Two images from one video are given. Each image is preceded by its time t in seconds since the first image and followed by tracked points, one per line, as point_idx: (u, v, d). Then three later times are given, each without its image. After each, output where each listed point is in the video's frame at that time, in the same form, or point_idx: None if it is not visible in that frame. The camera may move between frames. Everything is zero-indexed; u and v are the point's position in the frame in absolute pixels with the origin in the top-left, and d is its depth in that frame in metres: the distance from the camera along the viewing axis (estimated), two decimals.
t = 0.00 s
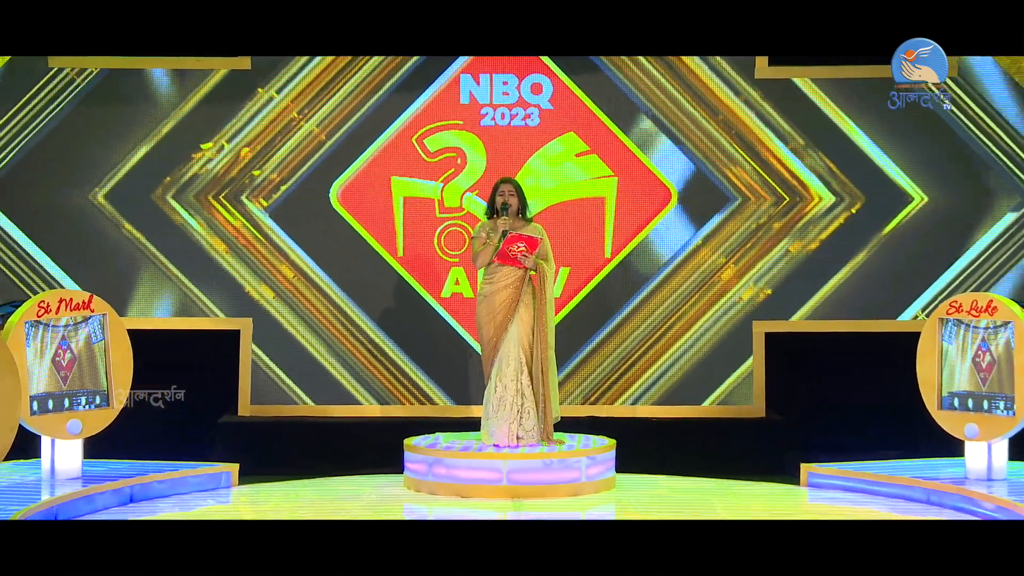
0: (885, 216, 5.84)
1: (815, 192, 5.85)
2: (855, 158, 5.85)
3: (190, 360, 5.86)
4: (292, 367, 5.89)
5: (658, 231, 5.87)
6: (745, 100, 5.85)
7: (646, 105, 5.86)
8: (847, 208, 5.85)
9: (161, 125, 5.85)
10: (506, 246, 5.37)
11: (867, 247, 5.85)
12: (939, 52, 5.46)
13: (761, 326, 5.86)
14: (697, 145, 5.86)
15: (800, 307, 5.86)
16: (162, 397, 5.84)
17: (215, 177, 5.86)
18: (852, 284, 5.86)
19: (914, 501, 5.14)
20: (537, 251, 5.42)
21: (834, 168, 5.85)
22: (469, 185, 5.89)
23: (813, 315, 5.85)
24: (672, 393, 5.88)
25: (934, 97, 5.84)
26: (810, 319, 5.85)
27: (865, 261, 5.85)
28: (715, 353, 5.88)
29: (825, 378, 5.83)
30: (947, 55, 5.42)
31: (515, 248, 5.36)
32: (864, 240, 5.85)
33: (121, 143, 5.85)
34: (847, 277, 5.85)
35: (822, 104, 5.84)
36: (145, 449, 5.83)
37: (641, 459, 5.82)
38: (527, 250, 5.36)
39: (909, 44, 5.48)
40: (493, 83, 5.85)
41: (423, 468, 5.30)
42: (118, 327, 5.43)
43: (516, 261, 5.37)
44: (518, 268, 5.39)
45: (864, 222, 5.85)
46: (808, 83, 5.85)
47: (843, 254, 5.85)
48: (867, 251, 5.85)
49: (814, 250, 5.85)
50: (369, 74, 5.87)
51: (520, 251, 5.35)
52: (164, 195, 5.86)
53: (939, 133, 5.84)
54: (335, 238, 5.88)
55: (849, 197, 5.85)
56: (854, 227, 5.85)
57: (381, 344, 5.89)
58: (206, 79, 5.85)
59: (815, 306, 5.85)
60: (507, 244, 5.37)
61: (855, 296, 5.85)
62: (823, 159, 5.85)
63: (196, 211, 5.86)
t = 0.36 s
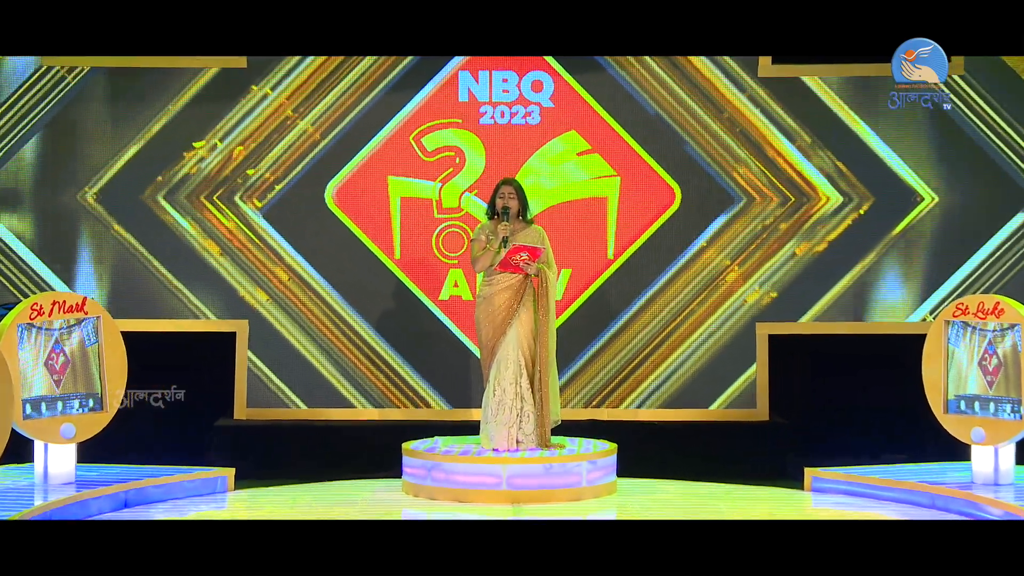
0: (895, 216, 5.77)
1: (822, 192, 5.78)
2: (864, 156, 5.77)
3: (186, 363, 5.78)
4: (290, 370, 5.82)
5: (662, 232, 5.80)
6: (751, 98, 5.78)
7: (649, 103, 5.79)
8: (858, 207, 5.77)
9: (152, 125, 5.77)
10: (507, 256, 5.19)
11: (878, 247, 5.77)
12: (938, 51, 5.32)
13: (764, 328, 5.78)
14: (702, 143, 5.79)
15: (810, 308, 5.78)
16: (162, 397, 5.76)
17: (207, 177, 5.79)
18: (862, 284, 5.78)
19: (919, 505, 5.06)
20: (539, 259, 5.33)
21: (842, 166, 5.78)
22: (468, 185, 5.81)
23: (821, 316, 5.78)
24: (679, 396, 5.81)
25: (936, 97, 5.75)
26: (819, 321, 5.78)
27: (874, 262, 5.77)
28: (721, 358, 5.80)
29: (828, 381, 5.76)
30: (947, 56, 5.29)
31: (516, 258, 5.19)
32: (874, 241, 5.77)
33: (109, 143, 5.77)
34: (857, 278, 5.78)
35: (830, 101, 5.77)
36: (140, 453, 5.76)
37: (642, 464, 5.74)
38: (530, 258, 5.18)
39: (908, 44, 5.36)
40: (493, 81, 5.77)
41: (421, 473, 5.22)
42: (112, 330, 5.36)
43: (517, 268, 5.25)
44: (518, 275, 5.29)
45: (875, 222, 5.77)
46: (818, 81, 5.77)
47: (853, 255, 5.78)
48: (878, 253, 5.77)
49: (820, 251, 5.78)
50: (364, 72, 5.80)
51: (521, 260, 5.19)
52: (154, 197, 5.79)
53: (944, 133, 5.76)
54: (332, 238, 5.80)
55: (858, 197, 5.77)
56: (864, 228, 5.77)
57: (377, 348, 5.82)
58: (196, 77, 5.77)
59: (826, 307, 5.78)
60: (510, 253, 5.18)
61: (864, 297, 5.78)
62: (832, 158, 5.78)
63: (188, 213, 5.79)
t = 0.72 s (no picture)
0: (905, 217, 5.69)
1: (828, 192, 5.69)
2: (873, 156, 5.69)
3: (182, 367, 5.70)
4: (286, 374, 5.73)
5: (664, 234, 5.72)
6: (756, 97, 5.70)
7: (653, 103, 5.71)
8: (865, 208, 5.69)
9: (142, 125, 5.69)
10: (507, 256, 5.21)
11: (885, 248, 5.69)
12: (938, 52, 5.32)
13: (768, 330, 5.70)
14: (706, 143, 5.71)
15: (816, 310, 5.70)
16: (162, 397, 5.69)
17: (200, 178, 5.71)
18: (869, 286, 5.70)
19: (926, 511, 4.97)
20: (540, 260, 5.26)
21: (849, 166, 5.69)
22: (467, 185, 5.73)
23: (828, 318, 5.70)
24: (683, 400, 5.72)
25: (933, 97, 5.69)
26: (825, 323, 5.69)
27: (882, 264, 5.69)
28: (725, 361, 5.72)
29: (833, 385, 5.68)
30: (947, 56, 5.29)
31: (517, 259, 5.19)
32: (882, 243, 5.69)
33: (100, 143, 5.69)
34: (864, 281, 5.70)
35: (837, 100, 5.69)
36: (136, 458, 5.68)
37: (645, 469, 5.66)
38: (530, 260, 5.19)
39: (908, 44, 5.37)
40: (492, 79, 5.69)
41: (420, 479, 5.14)
42: (105, 333, 5.26)
43: (518, 270, 5.22)
44: (519, 277, 5.23)
45: (883, 224, 5.69)
46: (826, 79, 5.69)
47: (860, 256, 5.70)
48: (885, 255, 5.69)
49: (826, 253, 5.70)
50: (361, 70, 5.72)
51: (522, 262, 5.18)
52: (145, 198, 5.70)
53: (951, 133, 5.69)
54: (329, 240, 5.73)
55: (866, 198, 5.69)
56: (872, 229, 5.69)
57: (374, 352, 5.74)
58: (187, 76, 5.69)
59: (832, 309, 5.70)
60: (510, 253, 5.20)
61: (870, 299, 5.69)
62: (839, 158, 5.70)
63: (181, 214, 5.71)
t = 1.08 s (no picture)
0: (913, 218, 5.61)
1: (834, 194, 5.62)
2: (879, 157, 5.62)
3: (178, 371, 5.63)
4: (282, 378, 5.66)
5: (667, 236, 5.65)
6: (760, 97, 5.63)
7: (657, 103, 5.64)
8: (871, 210, 5.62)
9: (134, 125, 5.62)
10: (506, 259, 5.14)
11: (892, 251, 5.62)
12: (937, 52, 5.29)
13: (772, 333, 5.62)
14: (710, 143, 5.64)
15: (822, 314, 5.63)
16: (163, 397, 5.61)
17: (194, 178, 5.64)
18: (875, 289, 5.62)
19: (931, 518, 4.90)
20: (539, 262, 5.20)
21: (854, 167, 5.62)
22: (465, 187, 5.66)
23: (834, 321, 5.62)
24: (686, 404, 5.65)
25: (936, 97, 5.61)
26: (830, 326, 5.62)
27: (888, 267, 5.62)
28: (728, 364, 5.65)
29: (838, 389, 5.60)
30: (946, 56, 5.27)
31: (515, 261, 5.12)
32: (889, 246, 5.62)
33: (91, 143, 5.62)
34: (871, 284, 5.62)
35: (843, 100, 5.62)
36: (131, 464, 5.61)
37: (647, 475, 5.58)
38: (529, 262, 5.13)
39: (908, 44, 5.32)
40: (491, 78, 5.62)
41: (418, 485, 5.06)
42: (98, 337, 5.18)
43: (517, 272, 5.15)
44: (519, 279, 5.16)
45: (889, 226, 5.62)
46: (833, 79, 5.62)
47: (866, 258, 5.62)
48: (892, 257, 5.62)
49: (832, 255, 5.62)
50: (358, 70, 5.65)
51: (521, 264, 5.12)
52: (138, 199, 5.63)
53: (957, 134, 5.62)
54: (327, 242, 5.65)
55: (872, 200, 5.62)
56: (878, 232, 5.62)
57: (372, 357, 5.66)
58: (181, 76, 5.62)
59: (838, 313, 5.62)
60: (509, 255, 5.14)
61: (876, 302, 5.62)
62: (845, 159, 5.62)
63: (174, 216, 5.64)
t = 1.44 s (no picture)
0: (920, 220, 5.53)
1: (839, 196, 5.54)
2: (885, 157, 5.54)
3: (173, 375, 5.54)
4: (278, 383, 5.58)
5: (669, 238, 5.57)
6: (765, 96, 5.54)
7: (660, 102, 5.56)
8: (877, 211, 5.54)
9: (126, 125, 5.54)
10: (516, 260, 5.01)
11: (899, 253, 5.54)
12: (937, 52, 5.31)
13: (775, 337, 5.54)
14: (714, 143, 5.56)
15: (827, 317, 5.54)
16: (162, 397, 5.53)
17: (188, 179, 5.56)
18: (880, 292, 5.54)
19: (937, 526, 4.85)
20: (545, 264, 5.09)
21: (859, 167, 5.54)
22: (464, 188, 5.57)
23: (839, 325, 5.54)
24: (688, 409, 5.57)
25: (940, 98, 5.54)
26: (836, 329, 5.54)
27: (895, 269, 5.54)
28: (731, 368, 5.56)
29: (843, 394, 5.52)
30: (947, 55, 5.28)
31: (523, 263, 5.00)
32: (896, 248, 5.54)
33: (82, 144, 5.54)
34: (877, 287, 5.54)
35: (849, 99, 5.54)
36: (126, 469, 5.52)
37: (649, 481, 5.50)
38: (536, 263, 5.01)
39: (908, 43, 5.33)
40: (491, 77, 5.54)
41: (416, 491, 4.95)
42: (91, 340, 5.08)
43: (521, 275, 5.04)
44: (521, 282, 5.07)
45: (895, 228, 5.54)
46: (839, 79, 5.54)
47: (871, 260, 5.54)
48: (898, 260, 5.54)
49: (837, 257, 5.54)
50: (355, 69, 5.57)
51: (527, 266, 5.01)
52: (130, 201, 5.55)
53: (962, 135, 5.54)
54: (325, 244, 5.57)
55: (878, 201, 5.54)
56: (884, 233, 5.53)
57: (369, 361, 5.58)
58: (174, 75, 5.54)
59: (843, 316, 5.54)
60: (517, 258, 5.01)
61: (882, 305, 5.54)
62: (851, 159, 5.54)
63: (167, 218, 5.55)
